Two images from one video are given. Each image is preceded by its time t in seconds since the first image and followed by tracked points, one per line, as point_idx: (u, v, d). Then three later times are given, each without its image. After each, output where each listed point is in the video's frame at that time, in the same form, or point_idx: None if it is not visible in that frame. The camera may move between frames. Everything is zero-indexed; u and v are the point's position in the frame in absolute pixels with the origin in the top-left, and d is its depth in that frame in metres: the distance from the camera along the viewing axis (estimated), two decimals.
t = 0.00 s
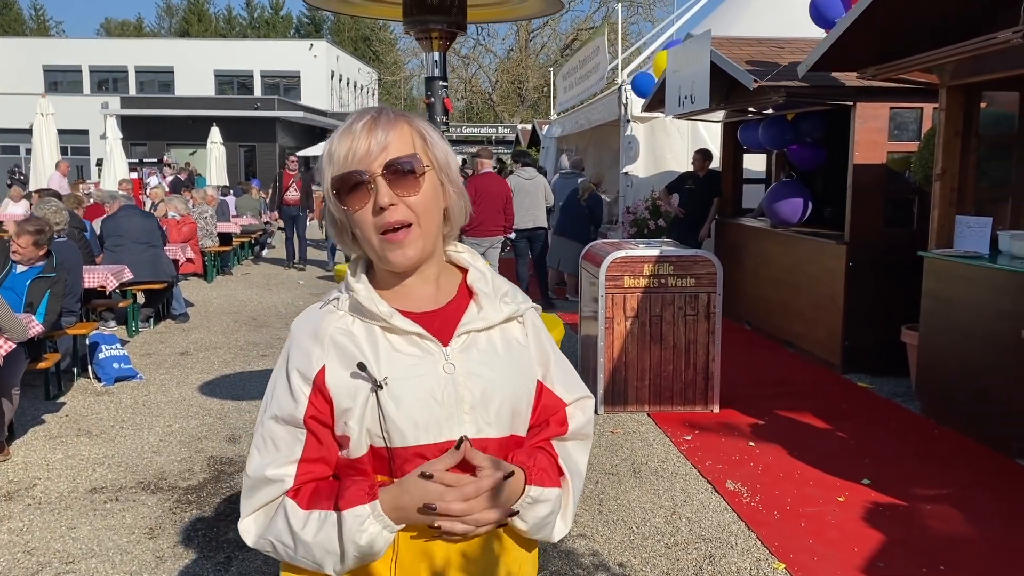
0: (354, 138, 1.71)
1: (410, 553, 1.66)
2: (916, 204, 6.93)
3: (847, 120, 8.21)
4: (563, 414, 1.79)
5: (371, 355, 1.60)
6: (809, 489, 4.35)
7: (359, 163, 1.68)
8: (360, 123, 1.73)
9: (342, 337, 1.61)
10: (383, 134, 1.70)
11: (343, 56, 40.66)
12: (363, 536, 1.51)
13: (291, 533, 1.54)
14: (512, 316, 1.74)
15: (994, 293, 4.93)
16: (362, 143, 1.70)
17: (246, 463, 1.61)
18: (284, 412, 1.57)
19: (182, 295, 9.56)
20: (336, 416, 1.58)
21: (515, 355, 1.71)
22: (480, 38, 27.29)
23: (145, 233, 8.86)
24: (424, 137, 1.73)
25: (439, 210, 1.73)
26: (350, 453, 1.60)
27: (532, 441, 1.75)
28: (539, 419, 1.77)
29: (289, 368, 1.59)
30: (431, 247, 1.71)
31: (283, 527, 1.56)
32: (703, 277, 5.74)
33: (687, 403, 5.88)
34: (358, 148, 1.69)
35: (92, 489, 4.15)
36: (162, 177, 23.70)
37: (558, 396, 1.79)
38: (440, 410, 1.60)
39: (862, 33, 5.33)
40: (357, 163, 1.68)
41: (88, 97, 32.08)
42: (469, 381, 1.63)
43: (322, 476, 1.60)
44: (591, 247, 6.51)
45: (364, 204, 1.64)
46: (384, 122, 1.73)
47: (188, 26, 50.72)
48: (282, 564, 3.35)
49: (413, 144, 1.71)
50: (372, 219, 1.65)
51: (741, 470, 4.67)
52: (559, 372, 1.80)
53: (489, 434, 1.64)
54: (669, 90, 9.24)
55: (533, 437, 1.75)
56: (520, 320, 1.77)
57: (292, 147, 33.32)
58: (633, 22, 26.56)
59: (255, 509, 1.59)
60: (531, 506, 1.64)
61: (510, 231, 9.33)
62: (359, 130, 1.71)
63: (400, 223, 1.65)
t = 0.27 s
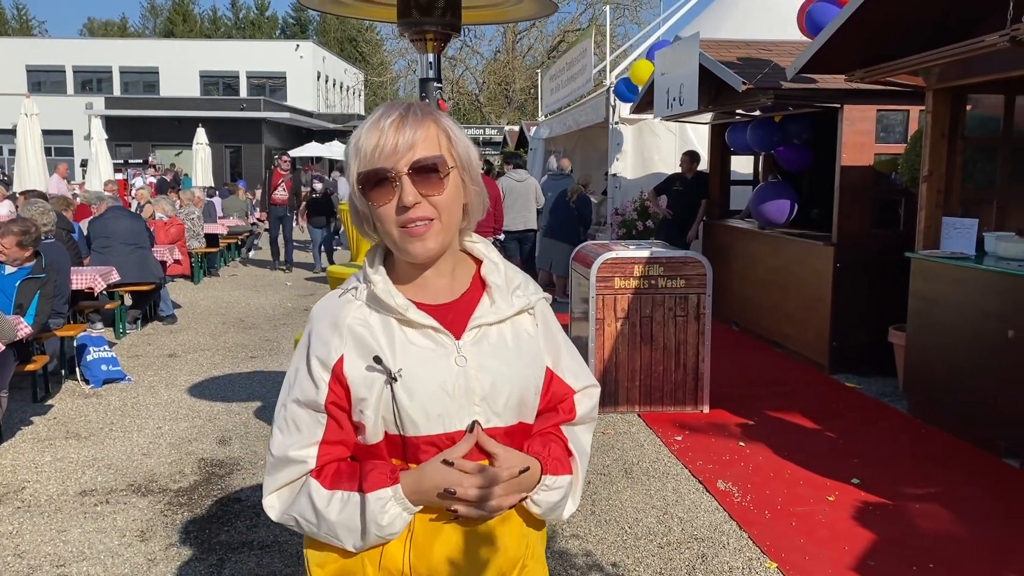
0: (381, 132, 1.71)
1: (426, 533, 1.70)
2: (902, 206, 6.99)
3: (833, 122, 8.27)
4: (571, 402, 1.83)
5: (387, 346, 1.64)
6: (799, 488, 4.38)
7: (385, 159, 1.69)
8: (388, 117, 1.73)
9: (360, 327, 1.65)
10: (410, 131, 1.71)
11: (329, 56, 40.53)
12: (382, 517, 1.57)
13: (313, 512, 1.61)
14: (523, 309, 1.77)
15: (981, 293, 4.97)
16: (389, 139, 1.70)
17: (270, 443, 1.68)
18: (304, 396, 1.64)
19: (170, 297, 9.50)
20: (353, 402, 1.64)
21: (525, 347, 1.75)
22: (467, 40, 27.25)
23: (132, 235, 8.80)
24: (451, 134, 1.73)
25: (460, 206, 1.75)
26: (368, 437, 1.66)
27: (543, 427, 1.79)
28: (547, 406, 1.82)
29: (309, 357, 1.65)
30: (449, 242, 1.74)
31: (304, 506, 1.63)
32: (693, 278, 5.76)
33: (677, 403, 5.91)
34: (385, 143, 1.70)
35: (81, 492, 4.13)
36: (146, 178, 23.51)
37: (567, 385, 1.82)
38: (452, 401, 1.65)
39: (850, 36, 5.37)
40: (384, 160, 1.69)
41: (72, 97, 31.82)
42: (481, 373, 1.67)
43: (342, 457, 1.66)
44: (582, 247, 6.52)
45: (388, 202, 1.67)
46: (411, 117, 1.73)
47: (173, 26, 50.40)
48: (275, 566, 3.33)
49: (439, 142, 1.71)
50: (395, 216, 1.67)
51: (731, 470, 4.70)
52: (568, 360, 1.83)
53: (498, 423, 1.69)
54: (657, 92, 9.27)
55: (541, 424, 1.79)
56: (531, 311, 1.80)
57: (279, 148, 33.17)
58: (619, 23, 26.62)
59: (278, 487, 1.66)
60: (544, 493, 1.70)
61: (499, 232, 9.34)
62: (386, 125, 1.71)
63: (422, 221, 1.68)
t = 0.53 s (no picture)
0: (406, 131, 1.73)
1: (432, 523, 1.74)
2: (888, 208, 7.05)
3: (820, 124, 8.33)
4: (571, 397, 1.87)
5: (402, 345, 1.67)
6: (789, 488, 4.41)
7: (407, 157, 1.70)
8: (412, 119, 1.75)
9: (375, 325, 1.68)
10: (434, 132, 1.73)
11: (315, 57, 40.40)
12: (392, 512, 1.62)
13: (327, 500, 1.66)
14: (530, 309, 1.80)
15: (966, 294, 5.02)
16: (413, 137, 1.72)
17: (288, 431, 1.72)
18: (321, 390, 1.66)
19: (157, 299, 9.45)
20: (368, 397, 1.67)
21: (532, 347, 1.78)
22: (453, 41, 27.22)
23: (120, 236, 8.76)
24: (474, 138, 1.75)
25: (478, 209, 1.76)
26: (380, 430, 1.69)
27: (546, 423, 1.83)
28: (548, 400, 1.85)
29: (326, 352, 1.68)
30: (465, 242, 1.75)
31: (320, 495, 1.67)
32: (682, 279, 5.79)
33: (667, 403, 5.93)
34: (408, 142, 1.72)
35: (70, 495, 4.10)
36: (130, 179, 23.34)
37: (568, 380, 1.86)
38: (463, 400, 1.68)
39: (837, 40, 5.41)
40: (407, 157, 1.70)
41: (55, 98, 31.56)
42: (491, 373, 1.70)
43: (355, 448, 1.70)
44: (572, 248, 6.54)
45: (409, 197, 1.68)
46: (435, 119, 1.75)
47: (157, 26, 50.11)
48: (267, 569, 3.33)
49: (462, 145, 1.73)
50: (414, 212, 1.68)
51: (721, 469, 4.72)
52: (570, 357, 1.87)
53: (505, 420, 1.73)
54: (645, 95, 9.30)
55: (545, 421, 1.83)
56: (539, 311, 1.83)
57: (264, 149, 33.03)
58: (605, 26, 26.68)
59: (295, 473, 1.71)
60: (540, 487, 1.73)
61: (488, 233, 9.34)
62: (412, 125, 1.74)
63: (439, 218, 1.69)
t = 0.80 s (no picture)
0: (415, 138, 1.73)
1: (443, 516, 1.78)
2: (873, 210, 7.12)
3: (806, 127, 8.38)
4: (570, 386, 1.91)
5: (415, 349, 1.68)
6: (777, 487, 4.44)
7: (417, 164, 1.70)
8: (421, 125, 1.75)
9: (388, 331, 1.68)
10: (443, 139, 1.73)
11: (300, 59, 40.25)
12: (411, 515, 1.64)
13: (345, 504, 1.68)
14: (534, 306, 1.84)
15: (950, 295, 5.08)
16: (423, 145, 1.71)
17: (300, 436, 1.72)
18: (336, 397, 1.66)
19: (142, 301, 9.39)
20: (382, 401, 1.68)
21: (536, 342, 1.81)
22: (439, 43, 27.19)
23: (105, 237, 8.70)
24: (482, 146, 1.76)
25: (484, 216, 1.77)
26: (394, 431, 1.71)
27: (548, 413, 1.88)
28: (547, 389, 1.89)
29: (340, 360, 1.67)
30: (473, 248, 1.76)
31: (337, 499, 1.69)
32: (670, 281, 5.82)
33: (655, 404, 5.96)
34: (418, 149, 1.71)
35: (58, 497, 4.08)
36: (114, 180, 23.18)
37: (566, 369, 1.91)
38: (476, 400, 1.70)
39: (824, 43, 5.45)
40: (416, 164, 1.70)
41: (37, 98, 31.30)
42: (501, 372, 1.73)
43: (369, 451, 1.71)
44: (559, 250, 6.55)
45: (419, 204, 1.68)
46: (444, 126, 1.75)
47: (140, 27, 49.77)
48: (258, 571, 3.32)
49: (470, 153, 1.74)
50: (424, 219, 1.69)
51: (710, 469, 4.75)
52: (568, 348, 1.91)
53: (516, 416, 1.77)
54: (633, 98, 9.34)
55: (547, 419, 1.86)
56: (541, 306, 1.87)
57: (249, 151, 32.87)
58: (591, 28, 26.74)
59: (310, 477, 1.71)
60: (548, 474, 1.76)
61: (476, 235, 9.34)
62: (421, 132, 1.73)
63: (449, 226, 1.69)
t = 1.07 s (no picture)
0: (423, 144, 1.72)
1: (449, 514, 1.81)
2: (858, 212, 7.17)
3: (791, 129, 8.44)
4: (569, 383, 1.93)
5: (415, 347, 1.70)
6: (765, 487, 4.47)
7: (428, 169, 1.70)
8: (428, 129, 1.74)
9: (387, 329, 1.70)
10: (452, 145, 1.73)
11: (285, 60, 40.11)
12: (416, 510, 1.66)
13: (349, 502, 1.69)
14: (531, 304, 1.85)
15: (935, 296, 5.13)
16: (433, 150, 1.71)
17: (302, 436, 1.73)
18: (337, 396, 1.68)
19: (128, 302, 9.32)
20: (383, 399, 1.69)
21: (533, 339, 1.83)
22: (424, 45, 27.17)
23: (90, 239, 8.63)
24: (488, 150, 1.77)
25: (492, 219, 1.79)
26: (395, 429, 1.73)
27: (547, 411, 1.89)
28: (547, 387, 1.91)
29: (340, 359, 1.69)
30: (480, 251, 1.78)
31: (340, 497, 1.70)
32: (659, 282, 5.85)
33: (643, 404, 5.99)
34: (428, 154, 1.71)
35: (46, 499, 4.05)
36: (97, 181, 23.01)
37: (564, 366, 1.92)
38: (476, 396, 1.72)
39: (810, 47, 5.50)
40: (428, 169, 1.70)
41: (18, 99, 31.03)
42: (500, 368, 1.75)
43: (370, 449, 1.72)
44: (548, 251, 6.57)
45: (433, 210, 1.69)
46: (450, 130, 1.75)
47: (123, 27, 49.43)
48: (248, 572, 3.32)
49: (479, 158, 1.75)
50: (438, 224, 1.69)
51: (698, 469, 4.78)
52: (566, 347, 1.93)
53: (516, 412, 1.78)
54: (619, 101, 9.37)
55: (546, 419, 1.86)
56: (539, 304, 1.89)
57: (234, 152, 32.71)
58: (576, 31, 26.81)
59: (313, 477, 1.73)
60: (549, 470, 1.78)
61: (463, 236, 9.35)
62: (429, 138, 1.72)
63: (461, 231, 1.71)
